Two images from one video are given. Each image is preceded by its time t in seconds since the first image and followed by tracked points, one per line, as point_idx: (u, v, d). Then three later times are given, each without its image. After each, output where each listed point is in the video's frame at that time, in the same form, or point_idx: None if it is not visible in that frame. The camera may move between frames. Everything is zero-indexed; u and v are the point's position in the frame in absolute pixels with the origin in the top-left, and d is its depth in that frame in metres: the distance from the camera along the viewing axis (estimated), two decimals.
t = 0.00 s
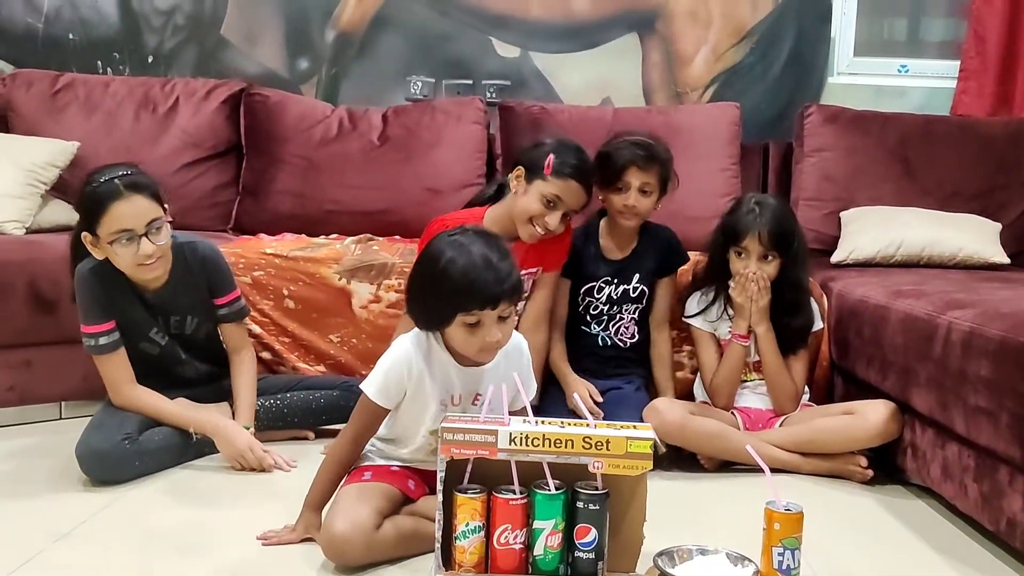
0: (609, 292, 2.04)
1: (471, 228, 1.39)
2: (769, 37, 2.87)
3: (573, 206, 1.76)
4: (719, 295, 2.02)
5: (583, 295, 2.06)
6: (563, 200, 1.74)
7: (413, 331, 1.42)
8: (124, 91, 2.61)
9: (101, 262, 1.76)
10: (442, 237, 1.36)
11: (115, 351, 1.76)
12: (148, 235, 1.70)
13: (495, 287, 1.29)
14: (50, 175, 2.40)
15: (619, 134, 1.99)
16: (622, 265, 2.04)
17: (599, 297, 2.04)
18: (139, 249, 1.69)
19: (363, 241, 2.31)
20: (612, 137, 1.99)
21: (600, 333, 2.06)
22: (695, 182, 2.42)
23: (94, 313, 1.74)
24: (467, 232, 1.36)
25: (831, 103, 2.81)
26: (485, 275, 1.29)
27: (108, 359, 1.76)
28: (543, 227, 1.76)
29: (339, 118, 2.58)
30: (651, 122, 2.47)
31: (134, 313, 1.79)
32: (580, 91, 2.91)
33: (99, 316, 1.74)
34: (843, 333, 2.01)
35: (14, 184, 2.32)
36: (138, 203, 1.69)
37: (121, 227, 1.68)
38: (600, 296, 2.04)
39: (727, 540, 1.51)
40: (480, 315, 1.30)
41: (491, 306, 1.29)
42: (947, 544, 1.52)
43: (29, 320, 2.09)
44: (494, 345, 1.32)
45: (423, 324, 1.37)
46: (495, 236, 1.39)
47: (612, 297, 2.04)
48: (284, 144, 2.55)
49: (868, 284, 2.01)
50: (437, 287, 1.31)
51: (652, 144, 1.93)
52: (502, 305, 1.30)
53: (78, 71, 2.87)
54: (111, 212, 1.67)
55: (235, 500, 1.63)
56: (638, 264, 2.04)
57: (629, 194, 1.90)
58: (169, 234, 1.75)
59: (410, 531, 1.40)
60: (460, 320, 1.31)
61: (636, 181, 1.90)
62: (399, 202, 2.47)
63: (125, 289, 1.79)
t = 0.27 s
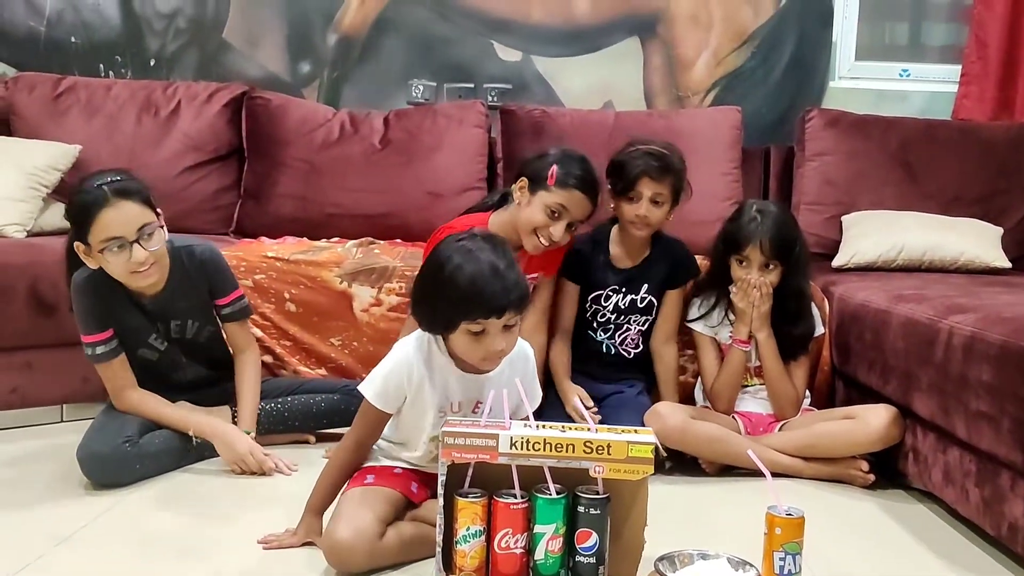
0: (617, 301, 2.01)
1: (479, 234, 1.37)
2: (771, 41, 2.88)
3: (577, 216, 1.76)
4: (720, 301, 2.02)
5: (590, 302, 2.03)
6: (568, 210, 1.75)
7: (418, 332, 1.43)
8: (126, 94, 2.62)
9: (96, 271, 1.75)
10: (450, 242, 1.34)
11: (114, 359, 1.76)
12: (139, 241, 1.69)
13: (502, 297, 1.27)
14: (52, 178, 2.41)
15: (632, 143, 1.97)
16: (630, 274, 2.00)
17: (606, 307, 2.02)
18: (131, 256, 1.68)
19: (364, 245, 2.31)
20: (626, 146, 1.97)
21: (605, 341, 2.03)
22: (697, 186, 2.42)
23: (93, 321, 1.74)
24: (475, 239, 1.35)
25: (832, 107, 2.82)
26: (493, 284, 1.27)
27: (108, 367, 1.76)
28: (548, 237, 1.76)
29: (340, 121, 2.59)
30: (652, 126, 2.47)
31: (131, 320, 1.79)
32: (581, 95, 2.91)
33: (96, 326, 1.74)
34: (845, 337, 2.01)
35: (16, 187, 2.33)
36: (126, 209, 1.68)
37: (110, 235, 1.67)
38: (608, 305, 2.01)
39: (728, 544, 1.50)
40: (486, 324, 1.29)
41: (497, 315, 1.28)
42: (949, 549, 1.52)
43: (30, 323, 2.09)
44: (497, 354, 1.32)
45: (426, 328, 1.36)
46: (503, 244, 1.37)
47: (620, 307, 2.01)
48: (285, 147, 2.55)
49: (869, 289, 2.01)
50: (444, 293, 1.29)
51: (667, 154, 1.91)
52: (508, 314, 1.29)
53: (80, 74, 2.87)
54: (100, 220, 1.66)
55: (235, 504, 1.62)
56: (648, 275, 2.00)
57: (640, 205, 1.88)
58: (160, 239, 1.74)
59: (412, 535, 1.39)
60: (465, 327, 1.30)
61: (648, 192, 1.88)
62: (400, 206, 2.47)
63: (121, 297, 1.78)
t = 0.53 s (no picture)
0: (622, 306, 2.01)
1: (481, 230, 1.34)
2: (769, 44, 2.88)
3: (578, 225, 1.76)
4: (719, 306, 2.02)
5: (595, 308, 2.03)
6: (569, 220, 1.75)
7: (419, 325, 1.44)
8: (124, 96, 2.62)
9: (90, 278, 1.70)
10: (453, 241, 1.31)
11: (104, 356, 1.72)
12: (135, 249, 1.64)
13: (514, 300, 1.26)
14: (50, 180, 2.41)
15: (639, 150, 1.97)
16: (636, 280, 2.00)
17: (611, 312, 2.01)
18: (127, 265, 1.63)
19: (362, 247, 2.32)
20: (632, 153, 1.97)
21: (606, 345, 2.03)
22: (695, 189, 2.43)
23: (82, 318, 1.70)
24: (479, 237, 1.31)
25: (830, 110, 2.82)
26: (509, 285, 1.26)
27: (97, 368, 1.71)
28: (549, 245, 1.76)
29: (339, 123, 2.59)
30: (650, 128, 2.47)
31: (123, 320, 1.77)
32: (579, 98, 2.92)
33: (86, 323, 1.70)
34: (842, 341, 2.01)
35: (14, 189, 2.32)
36: (120, 217, 1.62)
37: (104, 244, 1.61)
38: (613, 310, 2.01)
39: (725, 548, 1.51)
40: (501, 324, 1.27)
41: (512, 315, 1.27)
42: (946, 552, 1.52)
43: (28, 325, 2.08)
44: (511, 350, 1.31)
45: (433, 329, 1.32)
46: (506, 238, 1.35)
47: (624, 311, 2.01)
48: (284, 149, 2.55)
49: (867, 292, 2.02)
50: (458, 295, 1.26)
51: (675, 161, 1.91)
52: (521, 313, 1.29)
53: (79, 76, 2.87)
54: (94, 229, 1.61)
55: (233, 507, 1.62)
56: (653, 280, 2.00)
57: (646, 213, 1.88)
58: (157, 246, 1.68)
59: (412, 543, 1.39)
60: (480, 329, 1.28)
61: (655, 201, 1.88)
62: (399, 208, 2.47)
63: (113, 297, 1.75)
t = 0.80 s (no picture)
0: (619, 304, 2.01)
1: (480, 229, 1.34)
2: (765, 41, 2.88)
3: (572, 221, 1.77)
4: (714, 303, 2.03)
5: (592, 306, 2.03)
6: (564, 217, 1.75)
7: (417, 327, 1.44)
8: (120, 92, 2.61)
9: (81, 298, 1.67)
10: (453, 241, 1.31)
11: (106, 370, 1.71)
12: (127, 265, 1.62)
13: (518, 298, 1.27)
14: (45, 177, 2.40)
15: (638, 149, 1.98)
16: (633, 278, 2.00)
17: (608, 310, 2.02)
18: (121, 282, 1.61)
19: (358, 244, 2.32)
20: (631, 152, 1.98)
21: (602, 343, 2.04)
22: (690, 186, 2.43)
23: (83, 334, 1.67)
24: (478, 236, 1.32)
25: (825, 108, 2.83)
26: (510, 286, 1.26)
27: (100, 381, 1.70)
28: (544, 242, 1.77)
29: (335, 120, 2.59)
30: (646, 125, 2.48)
31: (123, 331, 1.75)
32: (575, 94, 2.92)
33: (88, 338, 1.68)
34: (837, 337, 2.02)
35: (10, 185, 2.32)
36: (109, 235, 1.59)
37: (96, 263, 1.58)
38: (610, 308, 2.01)
39: (719, 543, 1.51)
40: (501, 324, 1.27)
41: (513, 315, 1.27)
42: (938, 548, 1.53)
43: (24, 321, 2.08)
44: (510, 353, 1.31)
45: (432, 328, 1.33)
46: (508, 239, 1.35)
47: (622, 310, 2.01)
48: (279, 146, 2.55)
49: (861, 289, 2.02)
50: (459, 294, 1.27)
51: (673, 161, 1.91)
52: (522, 314, 1.29)
53: (74, 72, 2.86)
54: (83, 248, 1.58)
55: (228, 503, 1.62)
56: (650, 278, 2.00)
57: (643, 212, 1.89)
58: (147, 260, 1.66)
59: (406, 536, 1.39)
60: (480, 328, 1.28)
61: (653, 200, 1.88)
62: (394, 205, 2.47)
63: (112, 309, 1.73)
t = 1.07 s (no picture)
0: (616, 289, 2.01)
1: (481, 222, 1.35)
2: (762, 25, 2.87)
3: (571, 208, 1.76)
4: (710, 288, 2.03)
5: (590, 291, 2.03)
6: (563, 204, 1.74)
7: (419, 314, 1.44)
8: (114, 76, 2.60)
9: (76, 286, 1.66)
10: (454, 232, 1.31)
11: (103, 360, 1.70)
12: (123, 250, 1.61)
13: (516, 289, 1.26)
14: (40, 161, 2.39)
15: (635, 134, 1.97)
16: (630, 263, 2.00)
17: (605, 295, 2.01)
18: (116, 267, 1.60)
19: (354, 228, 2.32)
20: (628, 137, 1.97)
21: (599, 327, 2.04)
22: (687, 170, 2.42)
23: (77, 326, 1.66)
24: (479, 228, 1.32)
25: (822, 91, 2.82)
26: (509, 277, 1.26)
27: (96, 372, 1.69)
28: (542, 228, 1.76)
29: (330, 104, 2.57)
30: (643, 109, 2.47)
31: (117, 322, 1.74)
32: (572, 78, 2.91)
33: (82, 329, 1.66)
34: (833, 321, 2.02)
35: (4, 170, 2.31)
36: (103, 220, 1.58)
37: (91, 249, 1.58)
38: (607, 293, 2.01)
39: (715, 526, 1.52)
40: (499, 315, 1.27)
41: (511, 306, 1.27)
42: (933, 531, 1.54)
43: (20, 306, 2.08)
44: (510, 344, 1.31)
45: (431, 318, 1.33)
46: (510, 232, 1.35)
47: (619, 294, 2.01)
48: (275, 129, 2.53)
49: (857, 272, 2.02)
50: (457, 284, 1.27)
51: (670, 145, 1.91)
52: (521, 305, 1.28)
53: (68, 55, 2.84)
54: (78, 234, 1.57)
55: (225, 488, 1.62)
56: (647, 262, 2.00)
57: (639, 196, 1.88)
58: (143, 246, 1.65)
59: (401, 519, 1.40)
60: (477, 318, 1.27)
61: (650, 185, 1.87)
62: (390, 189, 2.47)
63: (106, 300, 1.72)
